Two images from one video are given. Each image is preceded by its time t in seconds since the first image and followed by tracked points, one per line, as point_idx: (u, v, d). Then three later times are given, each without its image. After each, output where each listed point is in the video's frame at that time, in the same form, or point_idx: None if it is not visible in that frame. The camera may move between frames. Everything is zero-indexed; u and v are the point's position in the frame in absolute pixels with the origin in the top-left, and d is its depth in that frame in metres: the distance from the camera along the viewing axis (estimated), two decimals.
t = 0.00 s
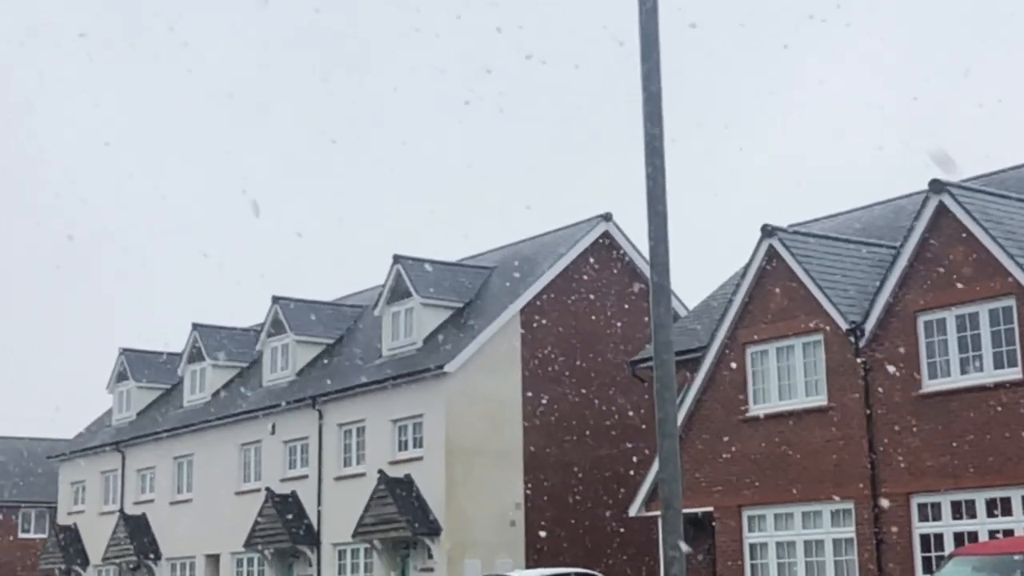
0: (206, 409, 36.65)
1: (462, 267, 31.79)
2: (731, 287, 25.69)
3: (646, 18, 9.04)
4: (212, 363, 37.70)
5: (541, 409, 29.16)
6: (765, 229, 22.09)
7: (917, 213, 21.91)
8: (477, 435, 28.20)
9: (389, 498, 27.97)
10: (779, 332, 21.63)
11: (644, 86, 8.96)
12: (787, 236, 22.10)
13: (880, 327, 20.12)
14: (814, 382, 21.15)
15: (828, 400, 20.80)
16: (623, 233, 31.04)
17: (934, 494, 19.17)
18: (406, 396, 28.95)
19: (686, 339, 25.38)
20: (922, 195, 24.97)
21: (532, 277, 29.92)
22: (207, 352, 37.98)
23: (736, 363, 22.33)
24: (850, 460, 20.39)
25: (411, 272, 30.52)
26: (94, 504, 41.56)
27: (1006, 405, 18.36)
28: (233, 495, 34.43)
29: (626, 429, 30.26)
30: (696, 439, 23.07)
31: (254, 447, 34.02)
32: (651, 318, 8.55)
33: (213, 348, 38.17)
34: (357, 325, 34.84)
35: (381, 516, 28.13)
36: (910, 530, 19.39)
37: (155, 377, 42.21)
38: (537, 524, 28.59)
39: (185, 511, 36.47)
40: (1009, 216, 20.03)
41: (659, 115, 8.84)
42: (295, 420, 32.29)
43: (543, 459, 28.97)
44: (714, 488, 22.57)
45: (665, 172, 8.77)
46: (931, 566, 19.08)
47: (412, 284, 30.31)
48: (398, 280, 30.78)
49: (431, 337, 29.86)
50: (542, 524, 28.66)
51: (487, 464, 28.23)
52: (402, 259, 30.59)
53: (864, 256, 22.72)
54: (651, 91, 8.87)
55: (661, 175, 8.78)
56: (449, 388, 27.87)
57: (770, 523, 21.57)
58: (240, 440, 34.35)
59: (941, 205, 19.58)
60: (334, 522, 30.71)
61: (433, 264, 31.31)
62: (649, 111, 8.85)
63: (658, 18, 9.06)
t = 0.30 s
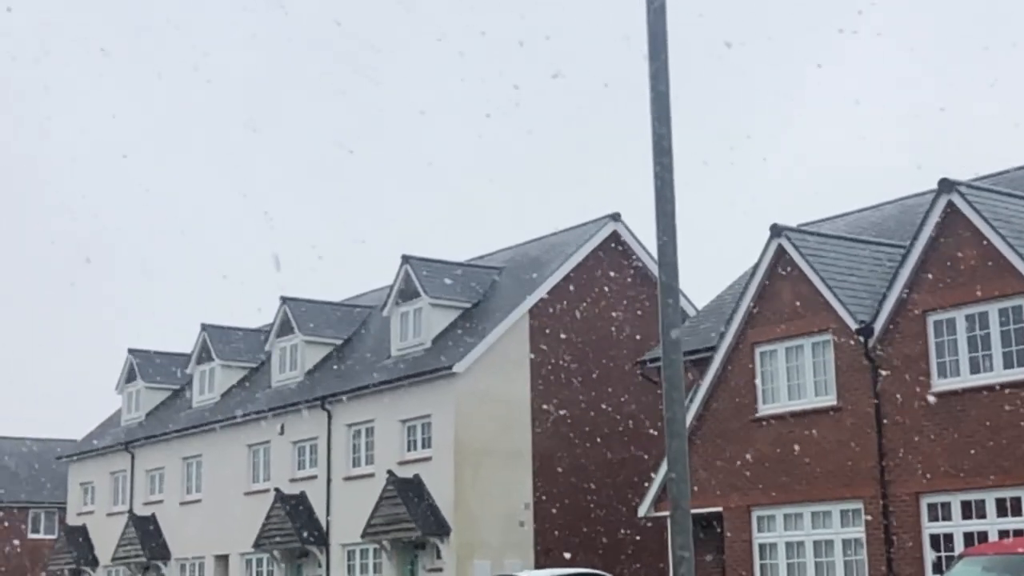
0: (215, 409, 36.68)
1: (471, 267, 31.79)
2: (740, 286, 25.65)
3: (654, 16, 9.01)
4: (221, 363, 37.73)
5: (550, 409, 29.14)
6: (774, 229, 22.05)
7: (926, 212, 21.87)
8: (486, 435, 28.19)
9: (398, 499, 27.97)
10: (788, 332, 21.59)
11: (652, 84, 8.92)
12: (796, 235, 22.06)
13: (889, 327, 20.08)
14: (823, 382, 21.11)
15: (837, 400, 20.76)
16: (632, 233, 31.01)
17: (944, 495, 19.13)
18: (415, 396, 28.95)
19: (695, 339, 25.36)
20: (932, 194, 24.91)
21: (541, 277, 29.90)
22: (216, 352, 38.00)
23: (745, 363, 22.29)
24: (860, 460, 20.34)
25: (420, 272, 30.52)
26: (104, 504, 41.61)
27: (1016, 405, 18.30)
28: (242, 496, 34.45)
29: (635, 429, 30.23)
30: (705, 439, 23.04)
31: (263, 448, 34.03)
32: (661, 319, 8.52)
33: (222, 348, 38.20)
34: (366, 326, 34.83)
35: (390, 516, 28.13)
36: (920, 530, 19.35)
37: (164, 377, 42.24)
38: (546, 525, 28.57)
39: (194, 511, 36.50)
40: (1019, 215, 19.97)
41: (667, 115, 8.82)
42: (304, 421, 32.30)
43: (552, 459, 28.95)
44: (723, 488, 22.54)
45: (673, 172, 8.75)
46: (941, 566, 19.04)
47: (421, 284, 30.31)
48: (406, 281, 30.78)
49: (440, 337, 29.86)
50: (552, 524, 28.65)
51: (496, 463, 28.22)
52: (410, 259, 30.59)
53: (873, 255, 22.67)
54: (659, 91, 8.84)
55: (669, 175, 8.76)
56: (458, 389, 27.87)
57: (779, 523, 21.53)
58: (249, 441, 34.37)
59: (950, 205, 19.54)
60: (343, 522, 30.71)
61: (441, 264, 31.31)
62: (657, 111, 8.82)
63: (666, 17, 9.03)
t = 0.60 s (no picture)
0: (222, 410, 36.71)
1: (477, 267, 31.80)
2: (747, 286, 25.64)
3: (660, 17, 9.03)
4: (229, 364, 37.76)
5: (557, 409, 29.15)
6: (781, 229, 22.05)
7: (934, 211, 21.84)
8: (493, 435, 28.21)
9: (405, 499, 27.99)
10: (795, 331, 21.57)
11: (659, 83, 8.93)
12: (803, 235, 22.06)
13: (897, 326, 20.06)
14: (831, 382, 21.08)
15: (845, 400, 20.74)
16: (638, 233, 31.00)
17: (952, 494, 19.12)
18: (422, 396, 28.97)
19: (702, 339, 25.35)
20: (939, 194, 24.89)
21: (548, 278, 29.91)
22: (224, 353, 38.04)
23: (753, 363, 22.28)
24: (867, 460, 20.32)
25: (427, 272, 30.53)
26: (112, 505, 41.65)
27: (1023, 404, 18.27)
28: (249, 496, 34.48)
29: (642, 429, 30.24)
30: (712, 439, 23.03)
31: (270, 448, 34.05)
32: (669, 319, 8.54)
33: (230, 349, 38.24)
34: (372, 326, 34.85)
35: (398, 517, 28.14)
36: (928, 530, 19.33)
37: (171, 378, 42.28)
38: (553, 525, 28.57)
39: (202, 512, 36.54)
40: None
41: (674, 115, 8.81)
42: (311, 421, 32.33)
43: (560, 459, 28.96)
44: (731, 489, 22.53)
45: (680, 172, 8.75)
46: (949, 566, 19.02)
47: (428, 284, 30.32)
48: (413, 281, 30.79)
49: (447, 338, 29.87)
50: (559, 524, 28.66)
51: (502, 464, 28.23)
52: (417, 260, 30.61)
53: (880, 254, 22.66)
54: (666, 90, 8.85)
55: (676, 174, 8.76)
56: (466, 389, 27.89)
57: (787, 523, 21.51)
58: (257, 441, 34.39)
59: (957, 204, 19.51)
60: (351, 523, 30.71)
61: (448, 264, 31.32)
62: (663, 112, 8.83)
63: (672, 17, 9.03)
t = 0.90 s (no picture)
0: (230, 410, 36.75)
1: (484, 267, 31.81)
2: (754, 285, 25.64)
3: (666, 16, 9.03)
4: (236, 363, 37.81)
5: (564, 410, 29.15)
6: (788, 228, 22.04)
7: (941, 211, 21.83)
8: (500, 435, 28.22)
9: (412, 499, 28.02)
10: (802, 331, 21.55)
11: (665, 81, 8.93)
12: (810, 235, 22.05)
13: (904, 326, 20.04)
14: (837, 381, 21.07)
15: (852, 399, 20.73)
16: (645, 233, 31.00)
17: (959, 494, 19.11)
18: (429, 396, 28.98)
19: (708, 338, 25.35)
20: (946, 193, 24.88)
21: (554, 277, 29.92)
22: (231, 353, 38.09)
23: (759, 362, 22.27)
24: (874, 459, 20.32)
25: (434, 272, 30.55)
26: (120, 505, 41.71)
27: None
28: (257, 496, 34.51)
29: (649, 429, 30.24)
30: (719, 439, 23.03)
31: (278, 448, 34.08)
32: (675, 318, 8.54)
33: (237, 348, 38.28)
34: (379, 326, 34.87)
35: (405, 517, 28.16)
36: (935, 529, 19.32)
37: (177, 378, 42.32)
38: (560, 525, 28.57)
39: (210, 512, 36.59)
40: None
41: (680, 115, 8.82)
42: (318, 421, 32.35)
43: (567, 459, 28.96)
44: (738, 488, 22.52)
45: (686, 171, 8.76)
46: (956, 566, 19.01)
47: (434, 284, 30.34)
48: (420, 281, 30.80)
49: (454, 337, 29.89)
50: (567, 524, 28.65)
51: (509, 463, 28.25)
52: (424, 260, 30.62)
53: (887, 254, 22.64)
54: (671, 90, 8.86)
55: (682, 174, 8.77)
56: (473, 389, 27.90)
57: (794, 523, 21.50)
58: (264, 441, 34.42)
59: (964, 204, 19.49)
60: (359, 523, 30.73)
61: (455, 264, 31.35)
62: (669, 110, 8.83)
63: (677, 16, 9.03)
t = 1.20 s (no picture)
0: (237, 409, 36.77)
1: (491, 266, 31.81)
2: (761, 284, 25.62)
3: (671, 14, 9.01)
4: (243, 363, 37.83)
5: (571, 409, 29.14)
6: (795, 227, 22.01)
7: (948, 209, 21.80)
8: (507, 435, 28.21)
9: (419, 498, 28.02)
10: (809, 330, 21.52)
11: (671, 79, 8.92)
12: (817, 233, 22.02)
13: (912, 324, 20.00)
14: (845, 380, 21.05)
15: (859, 398, 20.70)
16: (652, 232, 30.99)
17: (967, 493, 19.07)
18: (436, 395, 28.98)
19: (716, 337, 25.33)
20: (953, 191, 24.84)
21: (561, 276, 29.90)
22: (238, 352, 38.11)
23: (767, 362, 22.24)
24: (882, 458, 20.28)
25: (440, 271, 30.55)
26: (127, 505, 41.75)
27: None
28: (264, 496, 34.53)
29: (656, 428, 30.21)
30: (726, 438, 23.00)
31: (285, 447, 34.10)
32: (682, 316, 8.52)
33: (244, 348, 38.30)
34: (386, 325, 34.88)
35: (412, 516, 28.16)
36: (943, 528, 19.28)
37: (184, 378, 42.35)
38: (568, 525, 28.55)
39: (217, 511, 36.61)
40: None
41: (687, 114, 8.81)
42: (325, 421, 32.36)
43: (574, 459, 28.94)
44: (746, 488, 22.49)
45: (692, 169, 8.75)
46: (964, 565, 18.97)
47: (441, 284, 30.34)
48: (426, 280, 30.80)
49: (461, 337, 29.89)
50: (574, 523, 28.63)
51: (517, 462, 28.24)
52: (430, 259, 30.62)
53: (894, 253, 22.61)
54: (677, 88, 8.84)
55: (689, 172, 8.76)
56: (480, 388, 27.89)
57: (802, 522, 21.46)
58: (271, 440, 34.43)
59: (972, 202, 19.45)
60: (366, 523, 30.73)
61: (462, 264, 31.34)
62: (675, 109, 8.81)
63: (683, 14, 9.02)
